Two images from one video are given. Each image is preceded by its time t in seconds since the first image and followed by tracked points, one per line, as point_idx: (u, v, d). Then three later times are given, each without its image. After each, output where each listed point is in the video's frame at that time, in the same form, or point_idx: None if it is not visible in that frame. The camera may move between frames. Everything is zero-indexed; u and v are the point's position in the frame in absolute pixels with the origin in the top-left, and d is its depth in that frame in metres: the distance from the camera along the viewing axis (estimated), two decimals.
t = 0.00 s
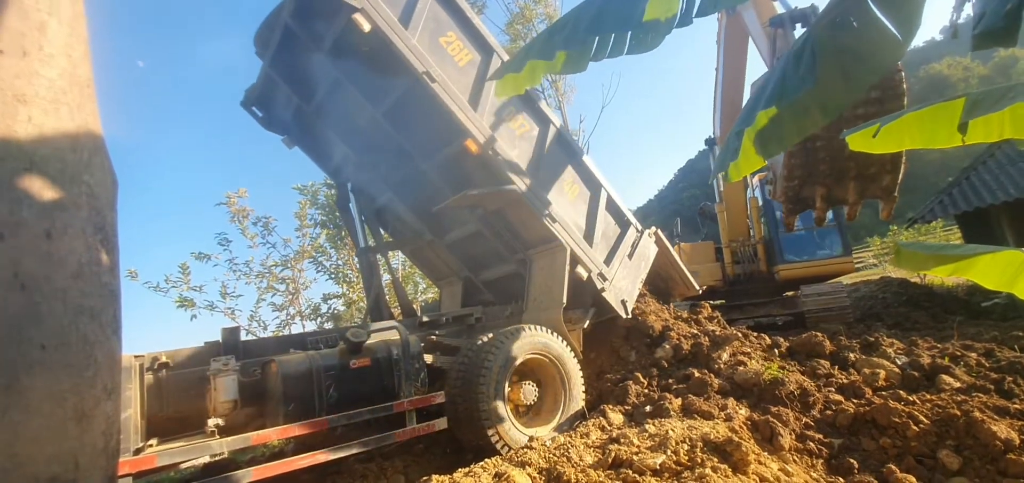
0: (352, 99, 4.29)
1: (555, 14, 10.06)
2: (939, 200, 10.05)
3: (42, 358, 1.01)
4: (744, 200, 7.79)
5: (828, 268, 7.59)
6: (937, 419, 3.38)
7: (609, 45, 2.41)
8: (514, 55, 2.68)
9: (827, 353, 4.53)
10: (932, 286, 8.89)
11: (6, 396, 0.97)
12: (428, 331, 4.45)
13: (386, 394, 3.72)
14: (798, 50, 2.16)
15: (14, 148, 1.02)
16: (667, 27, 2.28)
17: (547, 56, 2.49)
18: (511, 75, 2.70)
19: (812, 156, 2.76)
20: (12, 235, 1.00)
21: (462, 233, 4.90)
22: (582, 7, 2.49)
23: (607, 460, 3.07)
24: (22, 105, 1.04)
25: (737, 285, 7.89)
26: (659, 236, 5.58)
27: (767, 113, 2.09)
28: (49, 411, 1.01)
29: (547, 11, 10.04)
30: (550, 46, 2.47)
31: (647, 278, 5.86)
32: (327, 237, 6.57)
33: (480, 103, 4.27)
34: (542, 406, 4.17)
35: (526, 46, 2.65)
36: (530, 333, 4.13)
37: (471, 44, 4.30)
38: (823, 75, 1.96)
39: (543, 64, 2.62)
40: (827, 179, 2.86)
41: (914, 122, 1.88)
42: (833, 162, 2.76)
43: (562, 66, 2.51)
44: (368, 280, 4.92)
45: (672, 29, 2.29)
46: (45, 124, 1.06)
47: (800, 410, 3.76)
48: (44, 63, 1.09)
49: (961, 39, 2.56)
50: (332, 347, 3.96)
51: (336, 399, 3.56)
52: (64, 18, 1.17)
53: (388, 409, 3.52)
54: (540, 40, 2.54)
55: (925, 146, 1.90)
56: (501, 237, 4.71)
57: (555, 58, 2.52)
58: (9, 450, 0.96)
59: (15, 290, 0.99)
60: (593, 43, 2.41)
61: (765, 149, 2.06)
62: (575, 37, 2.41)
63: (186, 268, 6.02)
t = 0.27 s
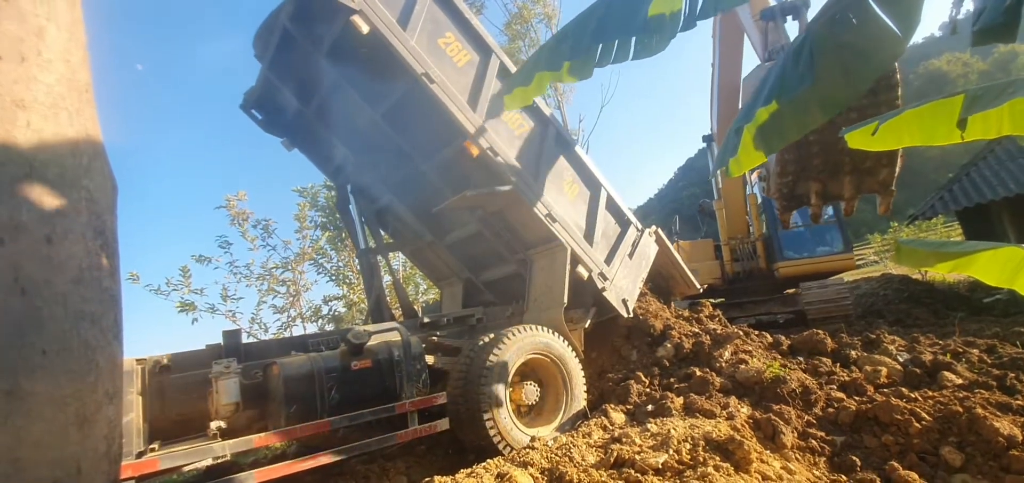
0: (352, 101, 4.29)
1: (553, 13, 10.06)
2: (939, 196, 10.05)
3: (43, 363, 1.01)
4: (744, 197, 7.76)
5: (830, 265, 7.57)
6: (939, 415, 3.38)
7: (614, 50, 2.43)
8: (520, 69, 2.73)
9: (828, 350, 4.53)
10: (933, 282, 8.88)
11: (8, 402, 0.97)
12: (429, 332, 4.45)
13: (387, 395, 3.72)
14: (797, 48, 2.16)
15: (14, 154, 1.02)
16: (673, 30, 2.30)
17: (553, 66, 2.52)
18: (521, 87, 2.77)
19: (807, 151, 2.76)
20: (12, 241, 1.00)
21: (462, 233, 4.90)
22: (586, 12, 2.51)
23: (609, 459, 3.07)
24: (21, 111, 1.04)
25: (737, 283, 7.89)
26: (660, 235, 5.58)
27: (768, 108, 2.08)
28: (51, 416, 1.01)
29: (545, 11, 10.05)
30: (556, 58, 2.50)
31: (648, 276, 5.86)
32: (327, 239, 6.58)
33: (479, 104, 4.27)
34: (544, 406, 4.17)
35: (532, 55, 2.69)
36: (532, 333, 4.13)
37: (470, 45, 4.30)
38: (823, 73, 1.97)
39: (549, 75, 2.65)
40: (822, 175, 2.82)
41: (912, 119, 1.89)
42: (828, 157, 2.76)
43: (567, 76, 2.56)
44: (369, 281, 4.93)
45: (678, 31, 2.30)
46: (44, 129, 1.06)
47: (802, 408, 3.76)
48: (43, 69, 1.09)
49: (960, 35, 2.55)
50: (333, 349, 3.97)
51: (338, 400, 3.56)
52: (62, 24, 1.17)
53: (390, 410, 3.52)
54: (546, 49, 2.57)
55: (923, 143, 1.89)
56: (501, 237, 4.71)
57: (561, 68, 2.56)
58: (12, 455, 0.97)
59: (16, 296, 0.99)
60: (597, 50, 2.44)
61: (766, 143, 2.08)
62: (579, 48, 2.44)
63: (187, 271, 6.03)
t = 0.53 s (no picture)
0: (351, 103, 4.29)
1: (553, 13, 10.05)
2: (940, 194, 10.04)
3: (44, 366, 1.01)
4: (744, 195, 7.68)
5: (831, 263, 7.54)
6: (941, 413, 3.37)
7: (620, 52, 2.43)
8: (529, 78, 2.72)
9: (830, 349, 4.52)
10: (934, 280, 8.87)
11: (10, 405, 0.97)
12: (429, 333, 4.45)
13: (389, 397, 3.73)
14: (797, 47, 2.15)
15: (14, 158, 1.02)
16: (676, 32, 2.32)
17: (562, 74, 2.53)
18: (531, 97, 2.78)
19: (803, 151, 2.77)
20: (13, 244, 1.00)
21: (462, 234, 4.90)
22: (590, 17, 2.53)
23: (610, 459, 3.07)
24: (21, 115, 1.05)
25: (737, 282, 7.89)
26: (660, 235, 5.57)
27: (768, 107, 2.08)
28: (52, 419, 1.01)
29: (544, 11, 10.04)
30: (563, 66, 2.51)
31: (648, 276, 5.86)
32: (328, 240, 6.58)
33: (478, 105, 4.27)
34: (545, 406, 4.17)
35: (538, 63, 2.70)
36: (533, 333, 4.13)
37: (469, 46, 4.31)
38: (824, 72, 1.97)
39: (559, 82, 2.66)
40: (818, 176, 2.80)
41: (911, 117, 1.88)
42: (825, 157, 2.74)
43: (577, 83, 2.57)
44: (369, 282, 4.93)
45: (681, 33, 2.33)
46: (44, 133, 1.06)
47: (803, 407, 3.75)
48: (43, 72, 1.10)
49: (960, 33, 2.55)
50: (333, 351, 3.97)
51: (339, 401, 3.56)
52: (62, 28, 1.17)
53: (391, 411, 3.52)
54: (553, 57, 2.57)
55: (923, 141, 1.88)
56: (501, 237, 4.71)
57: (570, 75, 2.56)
58: (15, 458, 0.97)
59: (17, 299, 1.00)
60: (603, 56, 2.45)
61: (766, 143, 2.08)
62: (586, 55, 2.46)
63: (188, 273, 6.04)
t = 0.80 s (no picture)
0: (351, 103, 4.29)
1: (554, 13, 10.05)
2: (940, 194, 10.03)
3: (44, 365, 1.01)
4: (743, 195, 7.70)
5: (832, 262, 7.54)
6: (942, 413, 3.37)
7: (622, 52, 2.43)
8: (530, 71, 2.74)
9: (830, 348, 4.52)
10: (935, 280, 8.87)
11: (10, 404, 0.97)
12: (430, 332, 4.45)
13: (389, 397, 3.73)
14: (796, 46, 2.15)
15: (14, 158, 1.02)
16: (679, 30, 2.29)
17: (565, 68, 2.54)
18: (532, 91, 2.79)
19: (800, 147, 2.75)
20: (13, 244, 1.00)
21: (462, 234, 4.90)
22: (591, 14, 2.52)
23: (611, 459, 3.07)
24: (21, 114, 1.05)
25: (737, 281, 7.90)
26: (660, 234, 5.57)
27: (768, 108, 2.08)
28: (53, 419, 1.01)
29: (545, 11, 10.04)
30: (565, 60, 2.51)
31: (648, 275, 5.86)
32: (328, 240, 6.58)
33: (478, 104, 4.26)
34: (546, 405, 4.17)
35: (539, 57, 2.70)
36: (534, 333, 4.13)
37: (469, 45, 4.30)
38: (822, 71, 1.97)
39: (560, 76, 2.69)
40: (817, 171, 2.78)
41: (911, 115, 1.89)
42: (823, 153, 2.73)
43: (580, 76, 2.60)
44: (369, 282, 4.93)
45: (683, 32, 2.29)
46: (44, 133, 1.06)
47: (804, 406, 3.75)
48: (43, 72, 1.10)
49: (961, 31, 2.55)
50: (333, 351, 3.98)
51: (339, 401, 3.56)
52: (62, 28, 1.17)
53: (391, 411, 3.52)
54: (554, 51, 2.57)
55: (924, 139, 1.89)
56: (501, 237, 4.70)
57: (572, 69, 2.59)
58: (15, 457, 0.97)
59: (17, 298, 1.00)
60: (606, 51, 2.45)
61: (767, 143, 2.09)
62: (586, 51, 2.45)
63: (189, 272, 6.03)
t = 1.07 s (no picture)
0: (351, 101, 4.29)
1: (555, 12, 10.05)
2: (940, 194, 10.03)
3: (45, 361, 1.01)
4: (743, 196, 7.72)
5: (834, 263, 7.58)
6: (942, 413, 3.37)
7: (621, 50, 2.42)
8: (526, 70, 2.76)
9: (830, 348, 4.52)
10: (935, 280, 8.87)
11: (11, 400, 0.97)
12: (430, 331, 4.45)
13: (390, 395, 3.71)
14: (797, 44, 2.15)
15: (16, 153, 1.02)
16: (679, 29, 2.28)
17: (563, 66, 2.53)
18: (530, 88, 2.79)
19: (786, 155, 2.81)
20: (14, 239, 1.00)
21: (463, 232, 4.90)
22: (591, 12, 2.52)
23: (611, 458, 3.07)
24: (23, 110, 1.05)
25: (737, 281, 7.91)
26: (661, 234, 5.56)
27: (769, 105, 2.08)
28: (53, 414, 1.01)
29: (546, 10, 10.04)
30: (564, 57, 2.51)
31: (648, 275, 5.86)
32: (328, 238, 6.58)
33: (479, 103, 4.26)
34: (546, 404, 4.16)
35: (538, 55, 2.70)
36: (535, 332, 4.13)
37: (469, 43, 4.30)
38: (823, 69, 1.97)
39: (560, 74, 2.68)
40: (802, 180, 2.86)
41: (912, 115, 1.90)
42: (808, 162, 2.80)
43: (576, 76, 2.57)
44: (369, 280, 4.95)
45: (683, 29, 2.28)
46: (45, 128, 1.06)
47: (804, 406, 3.76)
48: (44, 68, 1.10)
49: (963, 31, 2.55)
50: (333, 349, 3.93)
51: (339, 399, 3.54)
52: (63, 23, 1.17)
53: (390, 409, 3.52)
54: (554, 49, 2.57)
55: (924, 139, 1.90)
56: (501, 236, 4.70)
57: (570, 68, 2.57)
58: (15, 452, 0.97)
59: (18, 294, 1.00)
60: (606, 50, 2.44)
61: (768, 140, 2.09)
62: (586, 49, 2.45)
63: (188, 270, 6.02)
